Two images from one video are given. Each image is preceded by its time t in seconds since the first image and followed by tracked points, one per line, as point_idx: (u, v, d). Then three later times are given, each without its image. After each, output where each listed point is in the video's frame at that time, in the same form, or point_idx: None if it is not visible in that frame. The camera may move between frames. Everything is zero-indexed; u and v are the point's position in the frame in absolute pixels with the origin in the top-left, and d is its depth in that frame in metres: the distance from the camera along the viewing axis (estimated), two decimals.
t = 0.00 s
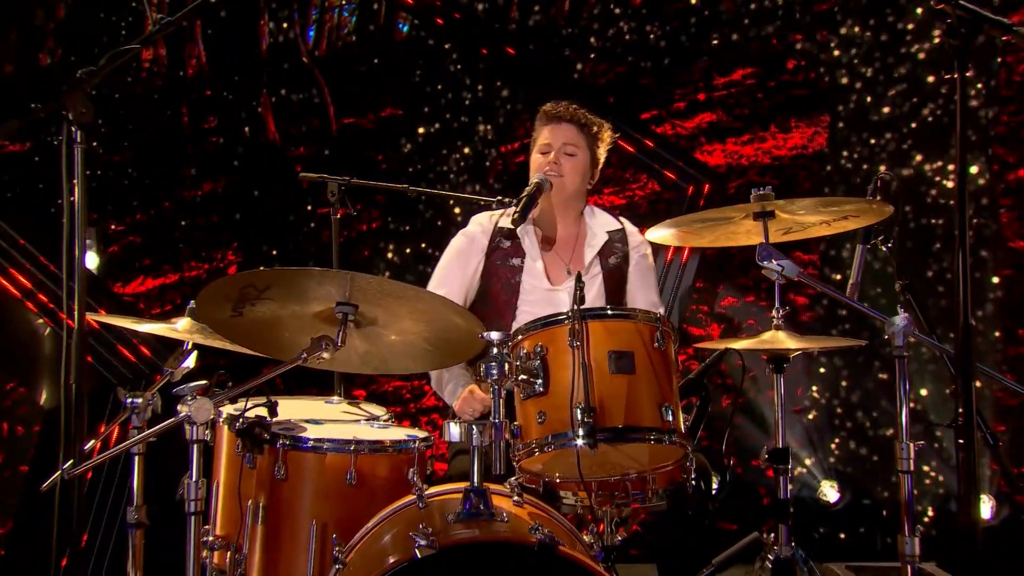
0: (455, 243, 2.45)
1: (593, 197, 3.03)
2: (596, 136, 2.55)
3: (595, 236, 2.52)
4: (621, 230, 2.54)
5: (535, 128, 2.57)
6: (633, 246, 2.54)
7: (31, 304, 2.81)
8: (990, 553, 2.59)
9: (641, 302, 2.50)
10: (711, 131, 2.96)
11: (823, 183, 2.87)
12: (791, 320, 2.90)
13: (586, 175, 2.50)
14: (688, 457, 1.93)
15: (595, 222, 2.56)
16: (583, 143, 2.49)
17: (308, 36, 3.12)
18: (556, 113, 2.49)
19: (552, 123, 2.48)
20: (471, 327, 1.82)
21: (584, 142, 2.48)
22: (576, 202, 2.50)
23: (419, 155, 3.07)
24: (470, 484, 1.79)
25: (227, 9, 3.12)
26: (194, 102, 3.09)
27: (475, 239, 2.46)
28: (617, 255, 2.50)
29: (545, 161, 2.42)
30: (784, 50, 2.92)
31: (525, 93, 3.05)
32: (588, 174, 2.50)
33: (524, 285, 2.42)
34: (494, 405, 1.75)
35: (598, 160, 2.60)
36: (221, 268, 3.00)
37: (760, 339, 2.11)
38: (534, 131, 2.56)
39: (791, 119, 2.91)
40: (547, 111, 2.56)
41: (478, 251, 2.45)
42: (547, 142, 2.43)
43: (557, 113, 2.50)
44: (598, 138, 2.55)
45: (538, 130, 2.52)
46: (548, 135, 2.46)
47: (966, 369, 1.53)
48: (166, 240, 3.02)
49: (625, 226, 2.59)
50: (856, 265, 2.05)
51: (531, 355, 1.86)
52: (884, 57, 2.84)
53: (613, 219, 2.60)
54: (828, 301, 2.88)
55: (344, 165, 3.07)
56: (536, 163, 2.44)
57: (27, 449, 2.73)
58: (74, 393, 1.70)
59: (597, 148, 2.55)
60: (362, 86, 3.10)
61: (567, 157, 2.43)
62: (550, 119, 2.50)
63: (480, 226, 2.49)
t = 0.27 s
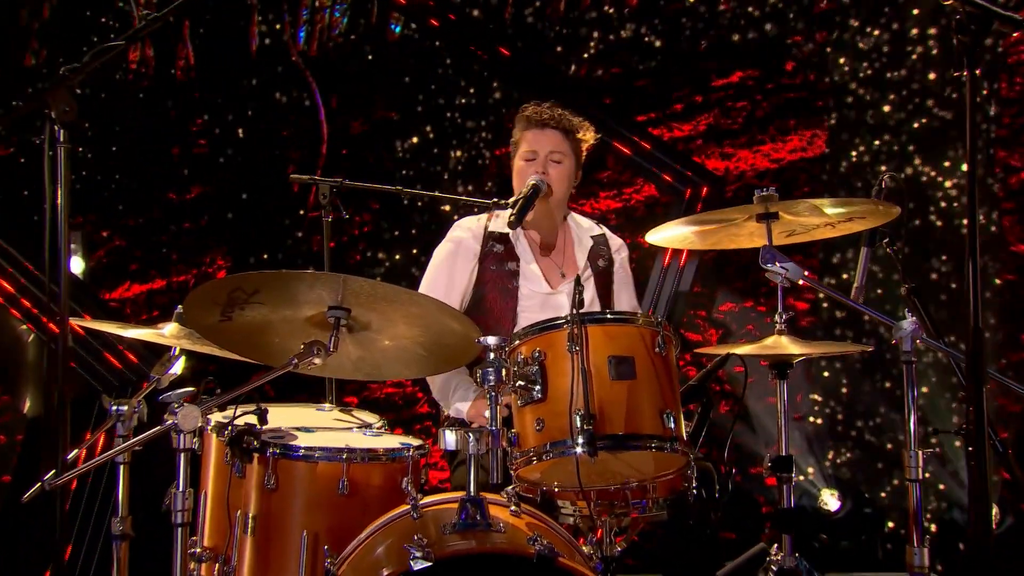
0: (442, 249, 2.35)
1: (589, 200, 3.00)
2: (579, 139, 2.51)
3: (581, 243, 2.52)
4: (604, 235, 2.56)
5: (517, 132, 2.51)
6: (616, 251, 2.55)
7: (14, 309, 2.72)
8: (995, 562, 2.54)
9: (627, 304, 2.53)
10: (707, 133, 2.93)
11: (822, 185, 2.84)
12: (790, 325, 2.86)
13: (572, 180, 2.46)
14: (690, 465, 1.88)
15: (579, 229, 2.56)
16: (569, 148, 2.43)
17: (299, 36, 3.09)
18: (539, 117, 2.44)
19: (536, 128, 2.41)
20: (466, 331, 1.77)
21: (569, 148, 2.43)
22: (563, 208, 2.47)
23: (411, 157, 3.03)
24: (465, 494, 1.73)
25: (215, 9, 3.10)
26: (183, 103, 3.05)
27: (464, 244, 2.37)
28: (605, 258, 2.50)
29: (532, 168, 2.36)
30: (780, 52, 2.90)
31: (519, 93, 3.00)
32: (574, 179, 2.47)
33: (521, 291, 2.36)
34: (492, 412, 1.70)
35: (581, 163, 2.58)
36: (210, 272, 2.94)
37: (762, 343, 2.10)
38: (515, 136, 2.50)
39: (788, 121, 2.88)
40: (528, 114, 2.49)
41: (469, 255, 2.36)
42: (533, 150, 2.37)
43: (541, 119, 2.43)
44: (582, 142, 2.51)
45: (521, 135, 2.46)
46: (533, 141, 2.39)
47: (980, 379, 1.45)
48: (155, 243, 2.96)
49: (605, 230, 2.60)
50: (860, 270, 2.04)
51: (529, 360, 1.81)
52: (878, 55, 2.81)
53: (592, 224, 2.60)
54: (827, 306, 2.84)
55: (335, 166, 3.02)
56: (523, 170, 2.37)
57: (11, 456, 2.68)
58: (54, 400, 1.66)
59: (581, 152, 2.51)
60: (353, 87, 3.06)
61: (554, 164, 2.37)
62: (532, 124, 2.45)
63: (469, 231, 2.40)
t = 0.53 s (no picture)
0: (437, 256, 2.28)
1: (582, 203, 2.97)
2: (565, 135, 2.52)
3: (575, 243, 2.49)
4: (595, 234, 2.54)
5: (503, 132, 2.51)
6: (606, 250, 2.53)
7: None
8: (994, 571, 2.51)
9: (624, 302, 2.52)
10: (700, 136, 2.91)
11: (818, 188, 2.81)
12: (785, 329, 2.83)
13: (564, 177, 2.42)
14: (691, 471, 1.85)
15: (569, 229, 2.52)
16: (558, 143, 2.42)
17: (287, 36, 3.06)
18: (526, 113, 2.46)
19: (524, 124, 2.42)
20: (464, 334, 1.73)
21: (559, 143, 2.41)
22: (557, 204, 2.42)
23: (402, 159, 2.99)
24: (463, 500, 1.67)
25: (203, 7, 3.07)
26: (168, 104, 3.01)
27: (460, 250, 2.31)
28: (600, 258, 2.47)
29: (526, 163, 2.32)
30: (773, 54, 2.88)
31: (511, 94, 2.97)
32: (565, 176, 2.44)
33: (524, 297, 2.31)
34: (491, 416, 1.66)
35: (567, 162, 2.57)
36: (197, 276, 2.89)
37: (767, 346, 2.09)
38: (501, 136, 2.50)
39: (781, 124, 2.86)
40: (512, 114, 2.51)
41: (467, 261, 2.30)
42: (524, 143, 2.34)
43: (528, 117, 2.45)
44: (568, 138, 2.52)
45: (509, 134, 2.45)
46: (523, 137, 2.37)
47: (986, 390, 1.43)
48: (140, 245, 2.91)
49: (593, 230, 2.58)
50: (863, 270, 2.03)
51: (529, 364, 1.77)
52: (873, 57, 2.80)
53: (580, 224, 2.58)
54: (821, 310, 2.82)
55: (325, 168, 3.00)
56: (517, 167, 2.32)
57: None
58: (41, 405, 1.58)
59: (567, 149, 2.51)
60: (343, 88, 3.02)
61: (548, 158, 2.34)
62: (519, 121, 2.46)
63: (465, 237, 2.34)
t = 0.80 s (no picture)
0: (420, 261, 2.28)
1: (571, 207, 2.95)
2: (558, 136, 2.46)
3: (568, 247, 2.43)
4: (591, 239, 2.48)
5: (496, 133, 2.46)
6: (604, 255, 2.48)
7: None
8: None
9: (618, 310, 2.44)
10: (689, 141, 2.90)
11: (805, 193, 2.82)
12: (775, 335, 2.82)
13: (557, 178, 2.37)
14: (692, 479, 1.81)
15: (564, 232, 2.47)
16: (550, 145, 2.37)
17: (271, 37, 3.04)
18: (518, 115, 2.41)
19: (515, 125, 2.36)
20: (460, 338, 1.69)
21: (551, 143, 2.36)
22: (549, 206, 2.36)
23: (389, 164, 2.97)
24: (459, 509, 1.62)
25: (184, 8, 3.01)
26: (146, 107, 2.94)
27: (444, 254, 2.30)
28: (593, 263, 2.41)
29: (515, 165, 2.26)
30: (761, 60, 2.88)
31: (499, 96, 2.95)
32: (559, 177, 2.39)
33: (506, 301, 2.26)
34: (489, 422, 1.62)
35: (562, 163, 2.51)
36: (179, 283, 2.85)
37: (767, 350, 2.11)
38: (494, 138, 2.45)
39: (769, 130, 2.85)
40: (505, 115, 2.46)
41: (451, 265, 2.29)
42: (514, 143, 2.30)
43: (520, 118, 2.40)
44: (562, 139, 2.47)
45: (501, 135, 2.41)
46: (514, 138, 2.32)
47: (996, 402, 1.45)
48: (120, 251, 2.86)
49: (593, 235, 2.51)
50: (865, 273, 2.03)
51: (526, 368, 1.74)
52: (860, 61, 2.81)
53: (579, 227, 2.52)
54: (810, 316, 2.81)
55: (310, 172, 2.99)
56: (506, 168, 2.27)
57: None
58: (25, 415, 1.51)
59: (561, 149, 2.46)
60: (327, 90, 3.01)
61: (537, 159, 2.28)
62: (511, 122, 2.41)
63: (448, 240, 2.33)
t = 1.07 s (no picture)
0: (416, 263, 2.26)
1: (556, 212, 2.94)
2: (560, 138, 2.44)
3: (567, 251, 2.40)
4: (595, 244, 2.44)
5: (498, 134, 2.44)
6: (606, 261, 2.43)
7: None
8: None
9: (620, 317, 2.37)
10: (673, 146, 2.90)
11: (789, 200, 2.83)
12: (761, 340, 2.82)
13: (556, 180, 2.34)
14: (694, 486, 1.80)
15: (567, 235, 2.44)
16: (551, 147, 2.35)
17: (249, 40, 2.99)
18: (520, 116, 2.38)
19: (516, 126, 2.34)
20: (460, 344, 1.67)
21: (551, 145, 2.34)
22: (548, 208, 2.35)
23: (372, 167, 2.94)
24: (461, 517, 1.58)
25: (161, 9, 2.97)
26: (124, 108, 2.89)
27: (438, 258, 2.28)
28: (592, 270, 2.38)
29: (514, 166, 2.25)
30: (744, 67, 2.89)
31: (484, 100, 2.95)
32: (559, 179, 2.37)
33: (496, 306, 2.24)
34: (491, 429, 1.59)
35: (565, 165, 2.49)
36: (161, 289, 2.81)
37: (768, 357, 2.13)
38: (496, 138, 2.43)
39: (752, 136, 2.87)
40: (508, 116, 2.44)
41: (442, 269, 2.27)
42: (515, 144, 2.28)
43: (522, 119, 2.37)
44: (564, 141, 2.44)
45: (502, 136, 2.39)
46: (515, 139, 2.30)
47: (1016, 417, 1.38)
48: (100, 258, 2.81)
49: (596, 240, 2.47)
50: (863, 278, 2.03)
51: (527, 374, 1.71)
52: (841, 69, 2.83)
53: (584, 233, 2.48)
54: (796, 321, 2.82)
55: (291, 175, 2.93)
56: (505, 169, 2.26)
57: None
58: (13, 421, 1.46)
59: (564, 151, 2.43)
60: (309, 92, 2.97)
61: (536, 161, 2.26)
62: (512, 123, 2.38)
63: (443, 243, 2.32)
